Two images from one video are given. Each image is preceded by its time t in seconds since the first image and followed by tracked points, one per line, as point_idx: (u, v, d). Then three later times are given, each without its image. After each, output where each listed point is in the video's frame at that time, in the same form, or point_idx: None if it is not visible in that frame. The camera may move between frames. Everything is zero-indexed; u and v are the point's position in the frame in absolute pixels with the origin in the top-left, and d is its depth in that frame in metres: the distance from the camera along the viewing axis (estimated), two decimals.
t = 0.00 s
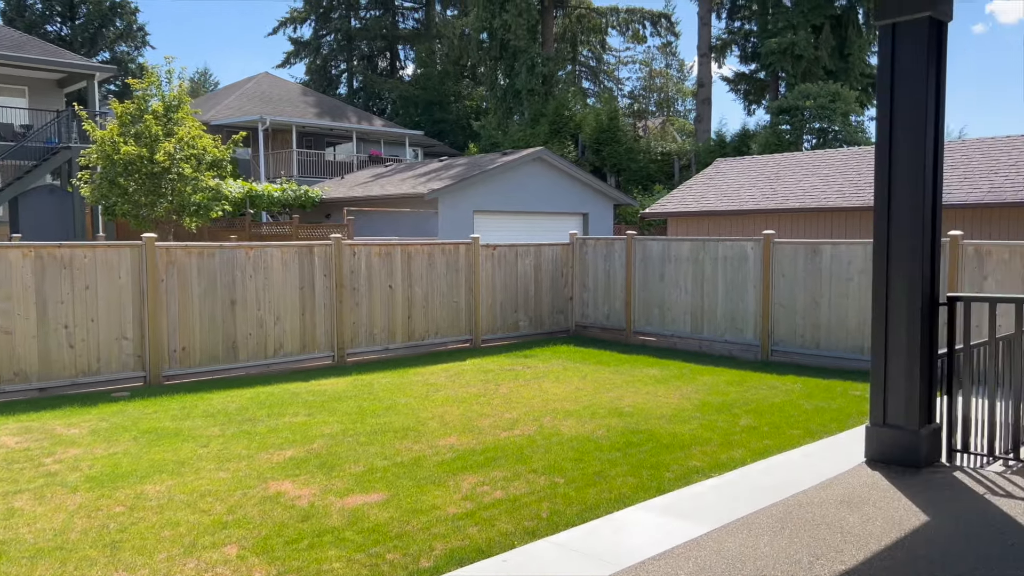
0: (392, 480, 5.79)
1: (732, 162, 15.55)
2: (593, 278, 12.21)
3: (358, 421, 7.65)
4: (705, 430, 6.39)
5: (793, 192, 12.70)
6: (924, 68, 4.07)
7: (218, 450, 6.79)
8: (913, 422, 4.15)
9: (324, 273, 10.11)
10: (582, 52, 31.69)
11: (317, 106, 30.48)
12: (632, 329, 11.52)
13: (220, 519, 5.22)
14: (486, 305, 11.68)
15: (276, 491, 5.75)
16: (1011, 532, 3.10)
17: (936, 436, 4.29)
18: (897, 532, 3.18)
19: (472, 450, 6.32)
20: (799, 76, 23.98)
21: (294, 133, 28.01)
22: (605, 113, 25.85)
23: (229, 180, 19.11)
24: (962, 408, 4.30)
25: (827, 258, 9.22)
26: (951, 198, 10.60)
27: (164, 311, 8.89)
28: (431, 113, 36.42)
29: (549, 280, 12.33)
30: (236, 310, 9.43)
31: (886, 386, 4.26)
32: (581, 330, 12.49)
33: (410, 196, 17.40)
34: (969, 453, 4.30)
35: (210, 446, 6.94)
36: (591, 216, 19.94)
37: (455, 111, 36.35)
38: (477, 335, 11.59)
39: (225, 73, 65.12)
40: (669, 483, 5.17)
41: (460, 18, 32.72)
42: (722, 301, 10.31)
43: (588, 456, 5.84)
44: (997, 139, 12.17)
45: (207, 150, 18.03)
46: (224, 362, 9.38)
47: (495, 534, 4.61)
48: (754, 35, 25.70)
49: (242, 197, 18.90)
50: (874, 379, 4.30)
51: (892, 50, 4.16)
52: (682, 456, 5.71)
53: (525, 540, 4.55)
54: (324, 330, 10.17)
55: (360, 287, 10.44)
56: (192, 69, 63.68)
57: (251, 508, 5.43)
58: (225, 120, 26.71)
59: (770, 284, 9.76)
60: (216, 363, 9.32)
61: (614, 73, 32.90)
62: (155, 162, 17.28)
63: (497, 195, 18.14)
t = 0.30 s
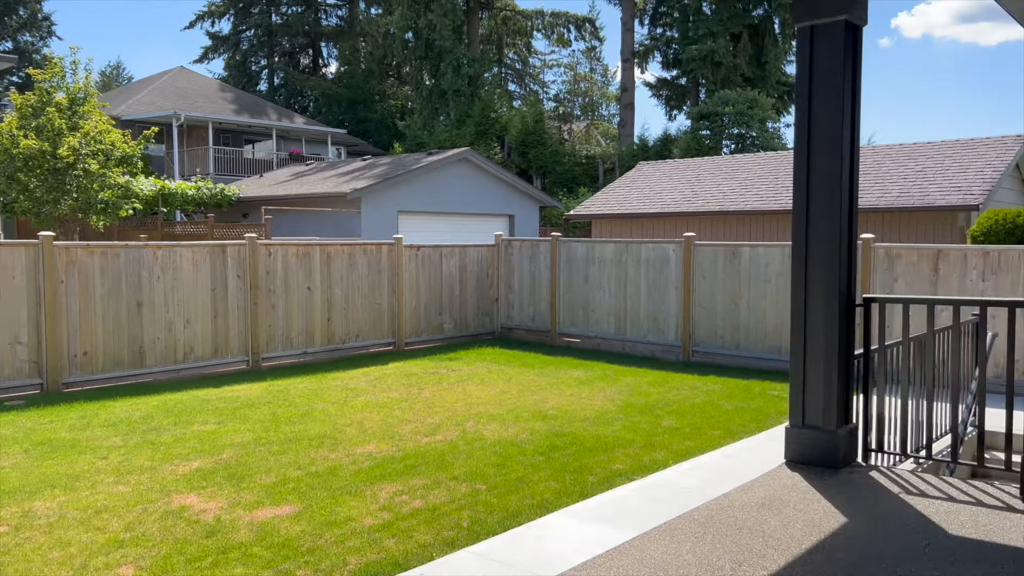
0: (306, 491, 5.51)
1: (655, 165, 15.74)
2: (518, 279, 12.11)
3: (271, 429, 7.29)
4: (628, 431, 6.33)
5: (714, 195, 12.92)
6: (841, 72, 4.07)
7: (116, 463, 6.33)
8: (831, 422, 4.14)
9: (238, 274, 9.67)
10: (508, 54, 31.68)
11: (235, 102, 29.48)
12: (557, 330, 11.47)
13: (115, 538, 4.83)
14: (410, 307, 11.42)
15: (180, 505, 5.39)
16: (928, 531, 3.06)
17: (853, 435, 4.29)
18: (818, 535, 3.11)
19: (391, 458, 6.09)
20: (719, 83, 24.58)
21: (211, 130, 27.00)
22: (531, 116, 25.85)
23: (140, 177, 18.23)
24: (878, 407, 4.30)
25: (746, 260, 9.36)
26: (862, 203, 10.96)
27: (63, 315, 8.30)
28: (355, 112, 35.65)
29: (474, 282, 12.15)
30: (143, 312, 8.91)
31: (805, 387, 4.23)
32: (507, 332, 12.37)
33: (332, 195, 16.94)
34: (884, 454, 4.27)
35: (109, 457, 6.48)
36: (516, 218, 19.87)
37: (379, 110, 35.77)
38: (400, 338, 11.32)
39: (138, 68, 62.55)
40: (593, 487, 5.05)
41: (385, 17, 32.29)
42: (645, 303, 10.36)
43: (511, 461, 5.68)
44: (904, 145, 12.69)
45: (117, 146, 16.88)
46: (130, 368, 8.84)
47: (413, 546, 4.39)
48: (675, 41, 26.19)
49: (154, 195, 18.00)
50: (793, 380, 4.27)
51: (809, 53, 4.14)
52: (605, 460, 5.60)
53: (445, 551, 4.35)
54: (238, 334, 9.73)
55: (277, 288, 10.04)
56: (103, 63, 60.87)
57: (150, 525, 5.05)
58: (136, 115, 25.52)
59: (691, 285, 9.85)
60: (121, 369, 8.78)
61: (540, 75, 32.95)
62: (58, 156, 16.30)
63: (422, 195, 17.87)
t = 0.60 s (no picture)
0: (222, 505, 5.20)
1: (585, 166, 15.78)
2: (448, 280, 11.91)
3: (186, 439, 6.90)
4: (559, 435, 6.20)
5: (643, 197, 13.02)
6: (770, 74, 4.05)
7: (12, 478, 5.86)
8: (761, 425, 4.11)
9: (152, 275, 9.17)
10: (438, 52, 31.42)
11: (153, 95, 28.25)
12: (488, 331, 11.33)
13: (7, 562, 4.43)
14: (336, 308, 11.08)
15: (82, 524, 5.00)
16: (856, 535, 3.02)
17: (783, 437, 4.28)
18: (750, 542, 3.04)
19: (313, 468, 5.82)
20: (647, 86, 24.93)
21: (126, 124, 25.79)
22: (461, 115, 25.59)
23: (48, 172, 17.10)
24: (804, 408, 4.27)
25: (674, 261, 9.40)
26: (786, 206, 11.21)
27: None
28: (280, 108, 34.55)
29: (403, 282, 11.89)
30: (47, 316, 8.34)
31: (736, 390, 4.20)
32: (437, 334, 12.15)
33: (255, 193, 16.36)
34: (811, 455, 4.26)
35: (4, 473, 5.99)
36: (446, 218, 19.65)
37: (306, 107, 34.88)
38: (325, 341, 10.98)
39: (48, 58, 59.58)
40: (523, 494, 4.87)
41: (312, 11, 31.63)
42: (576, 303, 10.32)
43: (438, 467, 5.48)
44: (825, 150, 13.06)
45: (23, 140, 16.03)
46: (32, 375, 8.25)
47: (334, 562, 4.15)
48: (604, 44, 26.42)
49: (63, 191, 16.93)
50: (724, 383, 4.23)
51: (739, 54, 4.11)
52: (535, 464, 5.45)
53: (368, 565, 4.11)
54: (152, 338, 9.22)
55: (194, 290, 9.57)
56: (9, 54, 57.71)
57: (47, 546, 4.66)
58: (45, 107, 24.15)
59: (621, 286, 9.85)
60: (22, 377, 8.18)
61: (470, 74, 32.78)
62: None
63: (349, 193, 17.45)
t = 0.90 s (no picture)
0: (138, 519, 4.87)
1: (524, 165, 15.71)
2: (383, 280, 11.65)
3: (102, 448, 6.51)
4: (496, 438, 6.00)
5: (581, 196, 13.01)
6: (708, 73, 4.01)
7: None
8: (698, 426, 4.05)
9: (68, 274, 8.66)
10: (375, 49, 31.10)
11: (74, 87, 27.00)
12: (425, 332, 11.09)
13: None
14: (266, 308, 10.71)
15: None
16: (794, 538, 2.98)
17: (719, 440, 4.22)
18: (690, 546, 2.97)
19: (239, 478, 5.54)
20: (584, 86, 25.09)
21: (45, 116, 24.55)
22: (398, 112, 25.35)
23: None
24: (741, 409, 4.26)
25: (612, 261, 9.39)
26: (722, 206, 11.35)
27: None
28: (211, 102, 33.46)
29: (336, 283, 11.57)
30: None
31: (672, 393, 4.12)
32: (373, 335, 11.85)
33: (182, 189, 15.74)
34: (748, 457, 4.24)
35: None
36: (383, 216, 19.30)
37: (237, 102, 33.75)
38: (255, 343, 10.60)
39: None
40: (459, 500, 4.69)
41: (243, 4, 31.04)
42: (514, 303, 10.20)
43: (371, 475, 5.27)
44: (757, 151, 13.30)
45: None
46: None
47: None
48: (542, 43, 26.45)
49: None
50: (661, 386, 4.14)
51: (677, 52, 4.06)
52: (471, 469, 5.24)
53: None
54: (68, 341, 8.70)
55: (114, 290, 9.09)
56: None
57: None
58: None
59: (559, 286, 9.78)
60: None
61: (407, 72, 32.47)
62: None
63: (281, 190, 16.97)
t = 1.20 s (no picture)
0: (50, 534, 4.50)
1: (468, 162, 15.53)
2: (322, 279, 11.31)
3: (16, 458, 6.10)
4: (437, 441, 5.70)
5: (526, 194, 12.91)
6: (650, 68, 3.92)
7: None
8: (642, 428, 3.93)
9: None
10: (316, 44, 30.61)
11: None
12: (366, 332, 10.71)
13: None
14: (199, 309, 10.30)
15: None
16: (738, 544, 2.89)
17: (663, 441, 4.12)
18: (633, 554, 2.87)
19: (164, 488, 5.22)
20: (528, 85, 25.05)
21: None
22: (340, 107, 25.01)
23: None
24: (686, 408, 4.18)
25: (556, 259, 9.19)
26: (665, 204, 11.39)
27: None
28: (145, 96, 32.32)
29: (273, 282, 11.20)
30: None
31: (616, 394, 4.00)
32: (312, 335, 11.49)
33: (112, 185, 15.08)
34: (692, 458, 4.15)
35: None
36: (324, 213, 18.89)
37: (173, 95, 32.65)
38: (187, 344, 10.16)
39: None
40: (396, 508, 4.48)
41: None
42: (458, 302, 9.89)
43: (305, 483, 5.03)
44: (699, 151, 13.41)
45: None
46: None
47: None
48: (486, 41, 26.29)
49: None
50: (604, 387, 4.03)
51: (619, 47, 3.95)
52: (410, 473, 5.03)
53: None
54: None
55: (34, 289, 8.59)
56: None
57: None
58: None
59: (504, 285, 9.54)
60: None
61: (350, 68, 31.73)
62: None
63: (217, 186, 16.39)
